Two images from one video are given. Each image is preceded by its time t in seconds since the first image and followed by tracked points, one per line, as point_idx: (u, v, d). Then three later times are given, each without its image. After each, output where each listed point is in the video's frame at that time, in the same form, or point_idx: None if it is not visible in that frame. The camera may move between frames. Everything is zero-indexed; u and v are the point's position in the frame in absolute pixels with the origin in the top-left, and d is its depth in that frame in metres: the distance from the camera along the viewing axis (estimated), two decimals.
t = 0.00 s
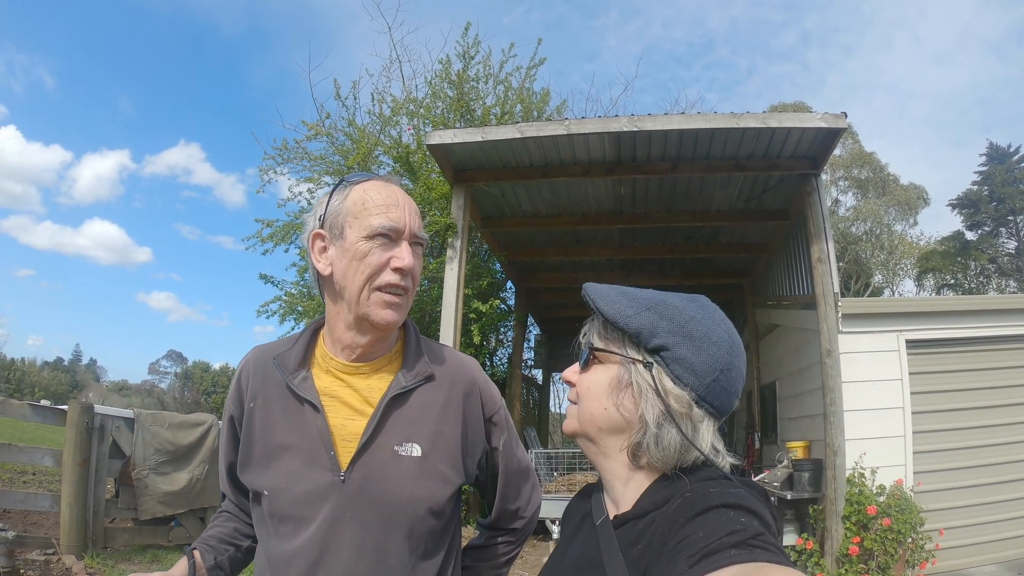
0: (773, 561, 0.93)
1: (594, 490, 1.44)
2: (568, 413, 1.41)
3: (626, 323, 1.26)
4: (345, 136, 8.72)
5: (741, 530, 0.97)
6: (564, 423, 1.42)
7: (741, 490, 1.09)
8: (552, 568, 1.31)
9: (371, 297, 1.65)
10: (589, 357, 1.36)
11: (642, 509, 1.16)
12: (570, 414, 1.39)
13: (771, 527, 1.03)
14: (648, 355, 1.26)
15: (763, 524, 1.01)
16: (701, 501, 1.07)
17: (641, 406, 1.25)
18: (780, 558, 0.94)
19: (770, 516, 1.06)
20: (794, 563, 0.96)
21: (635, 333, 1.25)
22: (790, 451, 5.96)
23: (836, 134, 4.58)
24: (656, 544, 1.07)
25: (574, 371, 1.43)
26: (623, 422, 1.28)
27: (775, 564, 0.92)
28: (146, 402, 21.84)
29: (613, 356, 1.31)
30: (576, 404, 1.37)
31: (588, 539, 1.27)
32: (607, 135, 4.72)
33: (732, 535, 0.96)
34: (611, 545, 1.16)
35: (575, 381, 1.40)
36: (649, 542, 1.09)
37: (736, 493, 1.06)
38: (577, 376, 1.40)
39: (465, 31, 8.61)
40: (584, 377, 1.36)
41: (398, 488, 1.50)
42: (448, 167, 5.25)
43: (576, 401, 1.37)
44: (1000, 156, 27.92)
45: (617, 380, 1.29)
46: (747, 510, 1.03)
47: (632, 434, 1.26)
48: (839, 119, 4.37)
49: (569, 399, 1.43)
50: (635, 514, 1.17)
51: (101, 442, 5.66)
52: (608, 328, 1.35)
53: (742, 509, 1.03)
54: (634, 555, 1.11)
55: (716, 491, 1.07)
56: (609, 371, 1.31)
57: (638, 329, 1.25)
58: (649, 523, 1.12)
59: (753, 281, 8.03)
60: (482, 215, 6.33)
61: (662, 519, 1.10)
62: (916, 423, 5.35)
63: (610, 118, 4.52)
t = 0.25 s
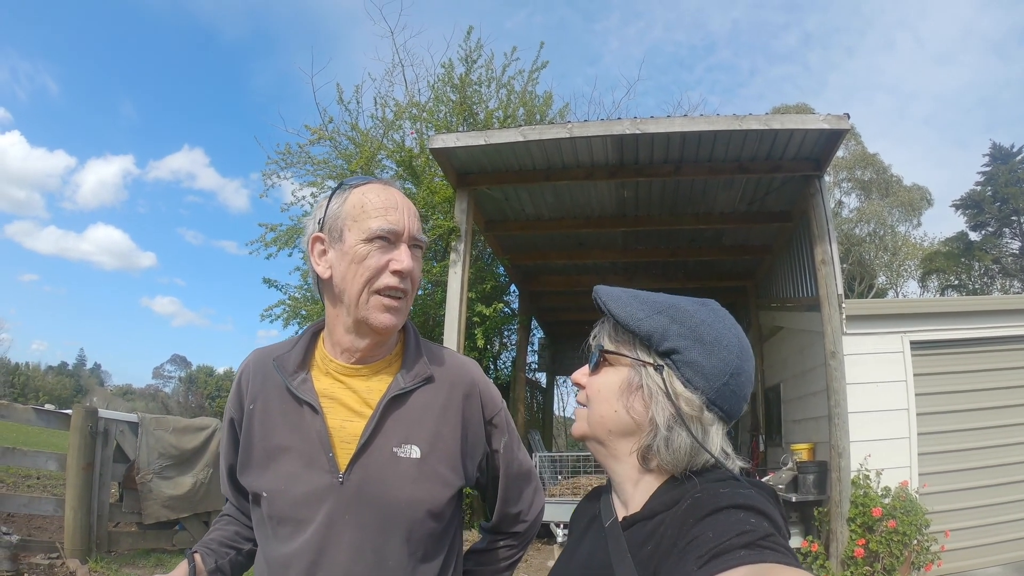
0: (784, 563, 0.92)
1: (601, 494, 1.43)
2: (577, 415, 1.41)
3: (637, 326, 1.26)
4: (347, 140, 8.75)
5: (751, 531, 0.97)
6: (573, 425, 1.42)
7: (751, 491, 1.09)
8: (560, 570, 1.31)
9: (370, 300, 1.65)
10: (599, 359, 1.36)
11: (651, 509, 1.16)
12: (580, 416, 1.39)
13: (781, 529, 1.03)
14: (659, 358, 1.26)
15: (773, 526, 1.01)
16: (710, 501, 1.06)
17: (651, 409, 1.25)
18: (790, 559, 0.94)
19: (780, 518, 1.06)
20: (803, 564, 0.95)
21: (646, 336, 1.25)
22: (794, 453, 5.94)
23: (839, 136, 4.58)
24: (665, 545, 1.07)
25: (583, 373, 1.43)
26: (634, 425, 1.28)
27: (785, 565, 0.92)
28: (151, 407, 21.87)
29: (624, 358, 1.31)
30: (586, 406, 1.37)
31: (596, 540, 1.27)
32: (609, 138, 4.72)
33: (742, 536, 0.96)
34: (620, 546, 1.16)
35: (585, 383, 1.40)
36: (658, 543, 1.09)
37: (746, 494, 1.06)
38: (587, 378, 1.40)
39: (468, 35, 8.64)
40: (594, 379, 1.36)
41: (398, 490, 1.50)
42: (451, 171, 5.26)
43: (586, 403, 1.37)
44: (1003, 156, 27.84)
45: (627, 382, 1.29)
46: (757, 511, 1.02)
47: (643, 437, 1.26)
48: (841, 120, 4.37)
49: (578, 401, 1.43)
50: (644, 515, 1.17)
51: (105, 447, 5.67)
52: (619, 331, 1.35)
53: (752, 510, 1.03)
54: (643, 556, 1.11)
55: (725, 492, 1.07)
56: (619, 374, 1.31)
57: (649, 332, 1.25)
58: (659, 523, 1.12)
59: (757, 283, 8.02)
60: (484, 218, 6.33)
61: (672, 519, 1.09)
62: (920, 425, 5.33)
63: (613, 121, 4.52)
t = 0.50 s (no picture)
0: (795, 562, 0.92)
1: (609, 494, 1.43)
2: (583, 418, 1.36)
3: (660, 324, 1.25)
4: (348, 143, 8.76)
5: (762, 530, 0.96)
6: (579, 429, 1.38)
7: (761, 490, 1.09)
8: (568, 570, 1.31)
9: (369, 297, 1.65)
10: (610, 359, 1.33)
11: (660, 509, 1.15)
12: (591, 419, 1.34)
13: (792, 528, 1.02)
14: (678, 356, 1.26)
15: (784, 525, 1.01)
16: (721, 501, 1.06)
17: (676, 408, 1.24)
18: (802, 558, 0.93)
19: (792, 518, 1.05)
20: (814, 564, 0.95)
21: (667, 335, 1.25)
22: (796, 455, 5.93)
23: (839, 137, 4.58)
24: (675, 545, 1.06)
25: (585, 374, 1.40)
26: (654, 425, 1.26)
27: (796, 564, 0.91)
28: (153, 410, 21.89)
29: (642, 358, 1.29)
30: (596, 408, 1.33)
31: (604, 541, 1.27)
32: (609, 140, 4.72)
33: (753, 535, 0.96)
34: (629, 546, 1.16)
35: (592, 385, 1.36)
36: (668, 542, 1.08)
37: (757, 493, 1.06)
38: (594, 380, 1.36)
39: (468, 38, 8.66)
40: (604, 380, 1.33)
41: (395, 488, 1.50)
42: (451, 174, 5.26)
43: (597, 405, 1.33)
44: (1003, 157, 27.84)
45: (646, 383, 1.27)
46: (769, 510, 1.02)
47: (665, 437, 1.26)
48: (842, 121, 4.37)
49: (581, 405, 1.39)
50: (653, 515, 1.16)
51: (106, 450, 5.67)
52: (630, 328, 1.34)
53: (763, 509, 1.02)
54: (653, 557, 1.10)
55: (736, 492, 1.07)
56: (635, 374, 1.29)
57: (671, 330, 1.24)
58: (669, 524, 1.12)
59: (758, 285, 8.02)
60: (485, 220, 6.34)
61: (682, 520, 1.09)
62: (923, 425, 5.31)
63: (613, 123, 4.53)
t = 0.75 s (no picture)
0: (787, 565, 0.91)
1: (600, 500, 1.43)
2: (567, 423, 1.33)
3: (648, 330, 1.24)
4: (346, 146, 8.76)
5: (754, 534, 0.96)
6: (562, 433, 1.34)
7: (753, 494, 1.09)
8: None
9: (355, 302, 1.64)
10: (595, 362, 1.30)
11: (652, 515, 1.15)
12: (575, 424, 1.30)
13: (784, 532, 1.02)
14: (664, 362, 1.26)
15: (775, 528, 1.00)
16: (713, 505, 1.06)
17: (663, 413, 1.24)
18: (795, 561, 0.93)
19: (783, 521, 1.05)
20: (807, 567, 0.94)
21: (656, 340, 1.25)
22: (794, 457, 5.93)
23: (837, 139, 4.58)
24: (667, 550, 1.06)
25: (567, 377, 1.36)
26: (641, 430, 1.25)
27: (788, 567, 0.91)
28: (151, 413, 21.84)
29: (627, 362, 1.28)
30: (582, 413, 1.30)
31: (596, 547, 1.27)
32: (607, 142, 4.72)
33: (744, 539, 0.95)
34: (621, 552, 1.16)
35: (577, 388, 1.32)
36: (660, 548, 1.08)
37: (748, 497, 1.06)
38: (578, 383, 1.33)
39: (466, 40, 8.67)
40: (589, 383, 1.30)
41: (388, 493, 1.49)
42: (449, 176, 5.26)
43: (582, 409, 1.30)
44: (1001, 159, 27.90)
45: (631, 388, 1.26)
46: (760, 514, 1.02)
47: (649, 443, 1.26)
48: (839, 123, 4.37)
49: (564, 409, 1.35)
50: (645, 521, 1.16)
51: (103, 452, 5.65)
52: (617, 331, 1.33)
53: (755, 513, 1.02)
54: (646, 562, 1.10)
55: (728, 495, 1.06)
56: (621, 377, 1.28)
57: (659, 337, 1.24)
58: (660, 529, 1.11)
59: (756, 287, 8.02)
60: (483, 223, 6.34)
61: (674, 525, 1.09)
62: (920, 427, 5.31)
63: (611, 126, 4.53)
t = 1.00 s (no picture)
0: (787, 564, 0.91)
1: (600, 500, 1.42)
2: (565, 421, 1.36)
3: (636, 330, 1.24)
4: (347, 147, 8.77)
5: (753, 533, 0.96)
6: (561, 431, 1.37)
7: (752, 492, 1.08)
8: None
9: (353, 303, 1.64)
10: (589, 362, 1.32)
11: (652, 516, 1.15)
12: (571, 422, 1.33)
13: (783, 530, 1.02)
14: (655, 362, 1.25)
15: (775, 527, 1.00)
16: (712, 504, 1.06)
17: (652, 414, 1.24)
18: (794, 560, 0.93)
19: (783, 519, 1.04)
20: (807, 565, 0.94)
21: (644, 340, 1.24)
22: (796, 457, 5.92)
23: (838, 139, 4.58)
24: (667, 550, 1.06)
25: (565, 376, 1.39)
26: (632, 430, 1.26)
27: (787, 566, 0.91)
28: (152, 414, 21.85)
29: (618, 362, 1.29)
30: (577, 411, 1.33)
31: (597, 549, 1.26)
32: (608, 143, 4.72)
33: (743, 538, 0.95)
34: (622, 553, 1.16)
35: (573, 387, 1.35)
36: (660, 549, 1.08)
37: (747, 496, 1.05)
38: (574, 382, 1.35)
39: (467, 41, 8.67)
40: (584, 382, 1.32)
41: (390, 495, 1.49)
42: (449, 177, 5.26)
43: (578, 408, 1.33)
44: (1002, 159, 27.89)
45: (622, 388, 1.27)
46: (759, 512, 1.01)
47: (641, 444, 1.26)
48: (840, 124, 4.37)
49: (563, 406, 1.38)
50: (645, 521, 1.16)
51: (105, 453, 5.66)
52: (611, 332, 1.33)
53: (754, 511, 1.02)
54: (646, 563, 1.10)
55: (726, 494, 1.06)
56: (612, 377, 1.29)
57: (647, 337, 1.23)
58: (660, 531, 1.11)
59: (757, 287, 8.01)
60: (484, 224, 6.34)
61: (672, 526, 1.09)
62: (922, 428, 5.30)
63: (611, 126, 4.53)
